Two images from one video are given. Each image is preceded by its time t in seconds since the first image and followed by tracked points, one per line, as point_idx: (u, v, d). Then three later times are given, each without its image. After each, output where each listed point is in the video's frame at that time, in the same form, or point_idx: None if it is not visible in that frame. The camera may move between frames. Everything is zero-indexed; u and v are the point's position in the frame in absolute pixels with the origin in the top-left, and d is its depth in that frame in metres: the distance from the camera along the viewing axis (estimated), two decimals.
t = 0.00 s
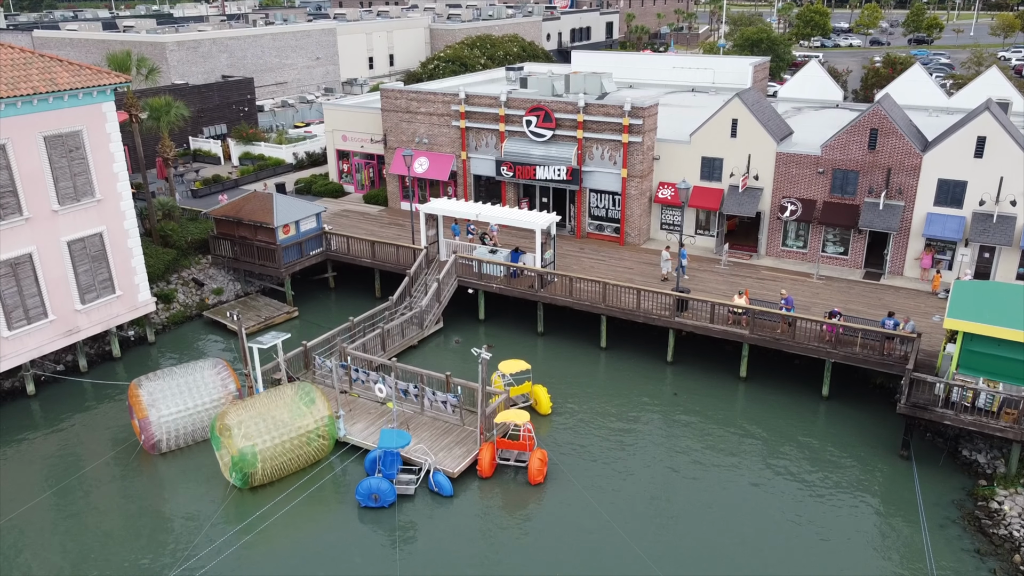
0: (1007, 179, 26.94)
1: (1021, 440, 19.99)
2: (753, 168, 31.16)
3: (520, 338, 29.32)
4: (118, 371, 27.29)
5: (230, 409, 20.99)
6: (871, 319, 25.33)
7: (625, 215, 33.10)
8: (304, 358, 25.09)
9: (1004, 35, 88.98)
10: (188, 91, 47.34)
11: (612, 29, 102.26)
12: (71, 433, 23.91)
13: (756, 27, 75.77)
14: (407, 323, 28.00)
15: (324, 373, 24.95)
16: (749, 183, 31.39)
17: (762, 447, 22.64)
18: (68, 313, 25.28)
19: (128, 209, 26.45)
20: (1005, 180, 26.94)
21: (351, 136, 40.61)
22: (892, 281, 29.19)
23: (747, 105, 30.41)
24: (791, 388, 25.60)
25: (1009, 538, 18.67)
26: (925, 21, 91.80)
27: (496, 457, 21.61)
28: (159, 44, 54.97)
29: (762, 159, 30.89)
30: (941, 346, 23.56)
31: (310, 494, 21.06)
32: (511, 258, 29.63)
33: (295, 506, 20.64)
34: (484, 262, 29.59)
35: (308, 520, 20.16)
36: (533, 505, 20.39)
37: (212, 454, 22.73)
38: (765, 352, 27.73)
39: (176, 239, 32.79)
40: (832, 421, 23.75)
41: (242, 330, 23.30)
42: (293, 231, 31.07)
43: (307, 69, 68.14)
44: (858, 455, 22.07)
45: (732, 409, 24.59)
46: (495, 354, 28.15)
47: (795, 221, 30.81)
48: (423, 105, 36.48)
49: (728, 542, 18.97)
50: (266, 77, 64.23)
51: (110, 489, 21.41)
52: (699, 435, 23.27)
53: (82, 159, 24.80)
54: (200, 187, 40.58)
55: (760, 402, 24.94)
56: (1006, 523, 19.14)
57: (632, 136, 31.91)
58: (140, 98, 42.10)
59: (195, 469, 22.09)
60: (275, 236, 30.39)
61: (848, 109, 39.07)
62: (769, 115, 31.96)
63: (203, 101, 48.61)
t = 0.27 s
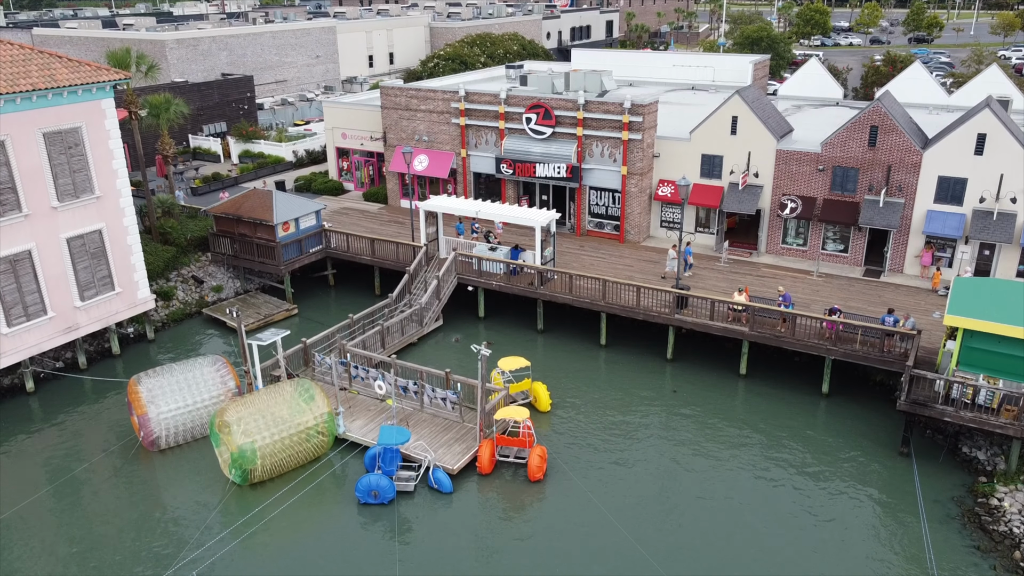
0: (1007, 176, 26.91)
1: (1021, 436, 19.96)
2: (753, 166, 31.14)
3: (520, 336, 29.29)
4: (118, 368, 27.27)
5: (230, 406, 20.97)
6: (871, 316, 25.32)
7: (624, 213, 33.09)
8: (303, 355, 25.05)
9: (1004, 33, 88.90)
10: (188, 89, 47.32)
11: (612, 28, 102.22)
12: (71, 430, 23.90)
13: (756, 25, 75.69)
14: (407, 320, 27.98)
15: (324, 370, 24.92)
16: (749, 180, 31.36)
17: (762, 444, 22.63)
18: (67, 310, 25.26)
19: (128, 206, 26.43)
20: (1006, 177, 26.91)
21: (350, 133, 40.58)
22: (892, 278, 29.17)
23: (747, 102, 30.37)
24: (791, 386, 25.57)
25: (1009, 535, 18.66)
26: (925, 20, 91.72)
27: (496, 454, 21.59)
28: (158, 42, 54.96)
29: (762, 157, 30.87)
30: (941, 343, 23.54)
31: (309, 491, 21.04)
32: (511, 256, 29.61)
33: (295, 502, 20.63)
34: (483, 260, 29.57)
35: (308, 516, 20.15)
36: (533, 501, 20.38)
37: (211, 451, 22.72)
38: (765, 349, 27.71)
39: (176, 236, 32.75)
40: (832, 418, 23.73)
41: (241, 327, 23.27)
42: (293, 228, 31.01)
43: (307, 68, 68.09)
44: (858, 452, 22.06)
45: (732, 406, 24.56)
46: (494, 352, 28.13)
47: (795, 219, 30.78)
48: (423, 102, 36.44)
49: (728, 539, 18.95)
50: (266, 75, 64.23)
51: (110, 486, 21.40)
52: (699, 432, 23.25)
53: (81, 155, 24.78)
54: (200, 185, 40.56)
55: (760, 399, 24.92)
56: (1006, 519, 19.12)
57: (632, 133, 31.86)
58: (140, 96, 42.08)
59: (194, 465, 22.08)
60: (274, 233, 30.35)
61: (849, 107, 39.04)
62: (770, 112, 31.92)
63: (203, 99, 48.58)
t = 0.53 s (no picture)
0: (1007, 174, 26.88)
1: (1021, 434, 19.92)
2: (754, 164, 31.12)
3: (520, 334, 29.26)
4: (117, 366, 27.24)
5: (229, 403, 20.94)
6: (872, 314, 25.29)
7: (624, 211, 33.06)
8: (303, 353, 25.01)
9: (1004, 33, 88.84)
10: (188, 87, 47.28)
11: (612, 27, 102.18)
12: (70, 428, 23.87)
13: (756, 24, 75.68)
14: (407, 318, 27.95)
15: (323, 368, 24.89)
16: (749, 178, 31.34)
17: (762, 442, 22.59)
18: (67, 308, 25.23)
19: (127, 204, 26.40)
20: (1006, 176, 26.89)
21: (350, 132, 40.55)
22: (892, 277, 29.13)
23: (748, 100, 30.33)
24: (791, 384, 25.54)
25: (1009, 533, 18.63)
26: (926, 19, 91.62)
27: (495, 452, 21.56)
28: (158, 40, 54.93)
29: (762, 155, 30.84)
30: (941, 341, 23.51)
31: (308, 488, 21.02)
32: (511, 254, 29.59)
33: (294, 500, 20.60)
34: (483, 258, 29.54)
35: (307, 514, 20.12)
36: (533, 499, 20.36)
37: (210, 449, 22.69)
38: (765, 347, 27.68)
39: (176, 234, 32.72)
40: (832, 416, 23.70)
41: (241, 325, 23.25)
42: (293, 227, 30.98)
43: (307, 66, 68.07)
44: (858, 450, 22.02)
45: (732, 404, 24.53)
46: (494, 350, 28.10)
47: (795, 217, 30.74)
48: (423, 101, 36.39)
49: (728, 537, 18.94)
50: (265, 73, 64.21)
51: (109, 484, 21.37)
52: (699, 430, 23.22)
53: (80, 153, 24.74)
54: (199, 183, 40.52)
55: (760, 397, 24.89)
56: (1006, 517, 19.10)
57: (632, 131, 31.82)
58: (140, 94, 42.04)
59: (194, 463, 22.05)
60: (274, 232, 30.30)
61: (849, 105, 39.01)
62: (770, 110, 31.88)
63: (202, 97, 48.53)
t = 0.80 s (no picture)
0: (1008, 173, 26.86)
1: (1021, 433, 19.91)
2: (754, 163, 31.11)
3: (520, 333, 29.24)
4: (117, 365, 27.21)
5: (229, 402, 20.92)
6: (872, 313, 25.28)
7: (624, 210, 33.04)
8: (303, 352, 24.98)
9: (1005, 32, 88.79)
10: (188, 86, 47.26)
11: (612, 26, 102.15)
12: (70, 427, 23.84)
13: (756, 24, 75.66)
14: (407, 317, 27.93)
15: (323, 366, 24.86)
16: (749, 177, 31.33)
17: (762, 441, 22.57)
18: (66, 307, 25.21)
19: (127, 202, 26.37)
20: (1006, 174, 26.86)
21: (350, 131, 40.52)
22: (892, 276, 29.11)
23: (748, 99, 30.31)
24: (791, 383, 25.51)
25: (1010, 532, 18.61)
26: (926, 18, 91.53)
27: (496, 450, 21.54)
28: (158, 39, 54.91)
29: (762, 154, 30.83)
30: (942, 340, 23.49)
31: (308, 487, 21.01)
32: (511, 253, 29.57)
33: (294, 499, 20.59)
34: (484, 257, 29.52)
35: (307, 513, 20.11)
36: (533, 498, 20.34)
37: (210, 448, 22.67)
38: (765, 346, 27.65)
39: (176, 233, 32.69)
40: (832, 415, 23.68)
41: (241, 324, 23.23)
42: (293, 225, 30.97)
43: (307, 65, 68.05)
44: (859, 449, 22.00)
45: (732, 403, 24.52)
46: (494, 349, 28.07)
47: (796, 216, 30.71)
48: (423, 99, 36.36)
49: (728, 536, 18.93)
50: (265, 72, 64.20)
51: (109, 483, 21.35)
52: (699, 429, 23.21)
53: (80, 152, 24.72)
54: (199, 182, 40.50)
55: (760, 396, 24.87)
56: (1007, 516, 19.08)
57: (633, 130, 31.80)
58: (140, 92, 42.01)
59: (193, 462, 22.03)
60: (274, 230, 30.27)
61: (849, 104, 38.98)
62: (770, 109, 31.86)
63: (202, 96, 48.51)
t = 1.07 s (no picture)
0: (1008, 173, 26.84)
1: (1022, 433, 19.90)
2: (754, 162, 31.10)
3: (519, 332, 29.22)
4: (117, 365, 27.19)
5: (229, 402, 20.90)
6: (872, 312, 25.27)
7: (624, 209, 33.02)
8: (302, 351, 24.95)
9: (1005, 32, 88.73)
10: (188, 85, 47.24)
11: (612, 26, 102.11)
12: (69, 426, 23.82)
13: (756, 23, 75.62)
14: (407, 316, 27.91)
15: (323, 366, 24.84)
16: (750, 177, 31.31)
17: (762, 441, 22.55)
18: (66, 307, 25.20)
19: (127, 202, 26.36)
20: (1007, 174, 26.85)
21: (350, 130, 40.50)
22: (892, 275, 29.10)
23: (748, 98, 30.29)
24: (791, 382, 25.49)
25: (1010, 531, 18.61)
26: (926, 18, 91.48)
27: (496, 450, 21.53)
28: (158, 39, 54.87)
29: (762, 154, 30.81)
30: (942, 339, 23.47)
31: (308, 486, 21.00)
32: (511, 252, 29.56)
33: (294, 498, 20.58)
34: (483, 256, 29.51)
35: (307, 512, 20.10)
36: (533, 497, 20.33)
37: (210, 447, 22.66)
38: (765, 346, 27.64)
39: (175, 233, 32.67)
40: (832, 414, 23.67)
41: (241, 324, 23.23)
42: (293, 225, 30.96)
43: (307, 65, 68.03)
44: (859, 449, 21.99)
45: (732, 402, 24.51)
46: (494, 348, 28.05)
47: (796, 215, 30.69)
48: (423, 99, 36.33)
49: (728, 535, 18.92)
50: (265, 72, 64.20)
51: (109, 482, 21.34)
52: (699, 428, 23.20)
53: (79, 151, 24.71)
54: (199, 181, 40.47)
55: (760, 395, 24.85)
56: (1007, 516, 19.07)
57: (633, 130, 31.78)
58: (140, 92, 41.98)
59: (193, 461, 22.02)
60: (274, 230, 30.25)
61: (849, 104, 38.94)
62: (770, 109, 31.84)
63: (202, 96, 48.49)
